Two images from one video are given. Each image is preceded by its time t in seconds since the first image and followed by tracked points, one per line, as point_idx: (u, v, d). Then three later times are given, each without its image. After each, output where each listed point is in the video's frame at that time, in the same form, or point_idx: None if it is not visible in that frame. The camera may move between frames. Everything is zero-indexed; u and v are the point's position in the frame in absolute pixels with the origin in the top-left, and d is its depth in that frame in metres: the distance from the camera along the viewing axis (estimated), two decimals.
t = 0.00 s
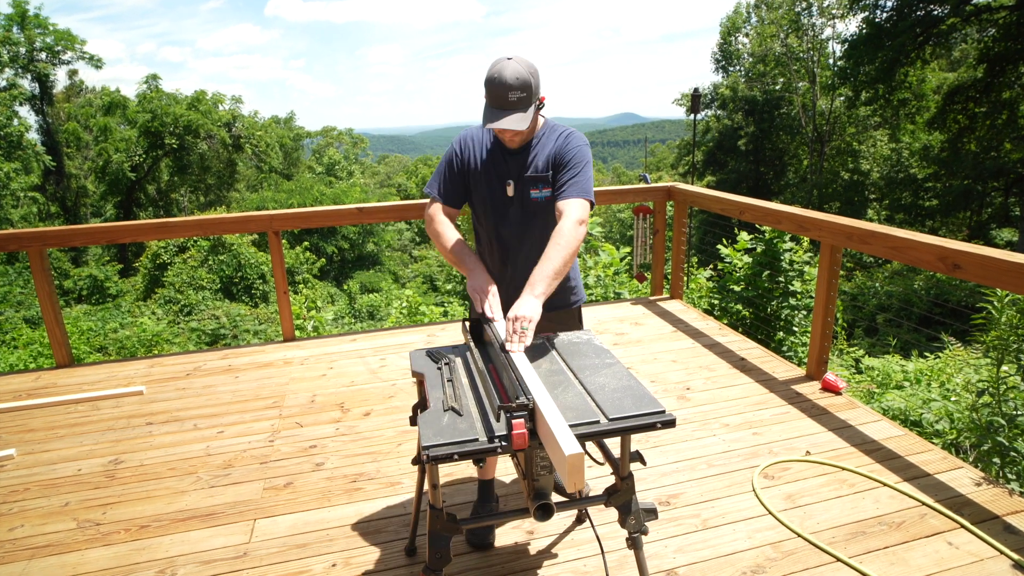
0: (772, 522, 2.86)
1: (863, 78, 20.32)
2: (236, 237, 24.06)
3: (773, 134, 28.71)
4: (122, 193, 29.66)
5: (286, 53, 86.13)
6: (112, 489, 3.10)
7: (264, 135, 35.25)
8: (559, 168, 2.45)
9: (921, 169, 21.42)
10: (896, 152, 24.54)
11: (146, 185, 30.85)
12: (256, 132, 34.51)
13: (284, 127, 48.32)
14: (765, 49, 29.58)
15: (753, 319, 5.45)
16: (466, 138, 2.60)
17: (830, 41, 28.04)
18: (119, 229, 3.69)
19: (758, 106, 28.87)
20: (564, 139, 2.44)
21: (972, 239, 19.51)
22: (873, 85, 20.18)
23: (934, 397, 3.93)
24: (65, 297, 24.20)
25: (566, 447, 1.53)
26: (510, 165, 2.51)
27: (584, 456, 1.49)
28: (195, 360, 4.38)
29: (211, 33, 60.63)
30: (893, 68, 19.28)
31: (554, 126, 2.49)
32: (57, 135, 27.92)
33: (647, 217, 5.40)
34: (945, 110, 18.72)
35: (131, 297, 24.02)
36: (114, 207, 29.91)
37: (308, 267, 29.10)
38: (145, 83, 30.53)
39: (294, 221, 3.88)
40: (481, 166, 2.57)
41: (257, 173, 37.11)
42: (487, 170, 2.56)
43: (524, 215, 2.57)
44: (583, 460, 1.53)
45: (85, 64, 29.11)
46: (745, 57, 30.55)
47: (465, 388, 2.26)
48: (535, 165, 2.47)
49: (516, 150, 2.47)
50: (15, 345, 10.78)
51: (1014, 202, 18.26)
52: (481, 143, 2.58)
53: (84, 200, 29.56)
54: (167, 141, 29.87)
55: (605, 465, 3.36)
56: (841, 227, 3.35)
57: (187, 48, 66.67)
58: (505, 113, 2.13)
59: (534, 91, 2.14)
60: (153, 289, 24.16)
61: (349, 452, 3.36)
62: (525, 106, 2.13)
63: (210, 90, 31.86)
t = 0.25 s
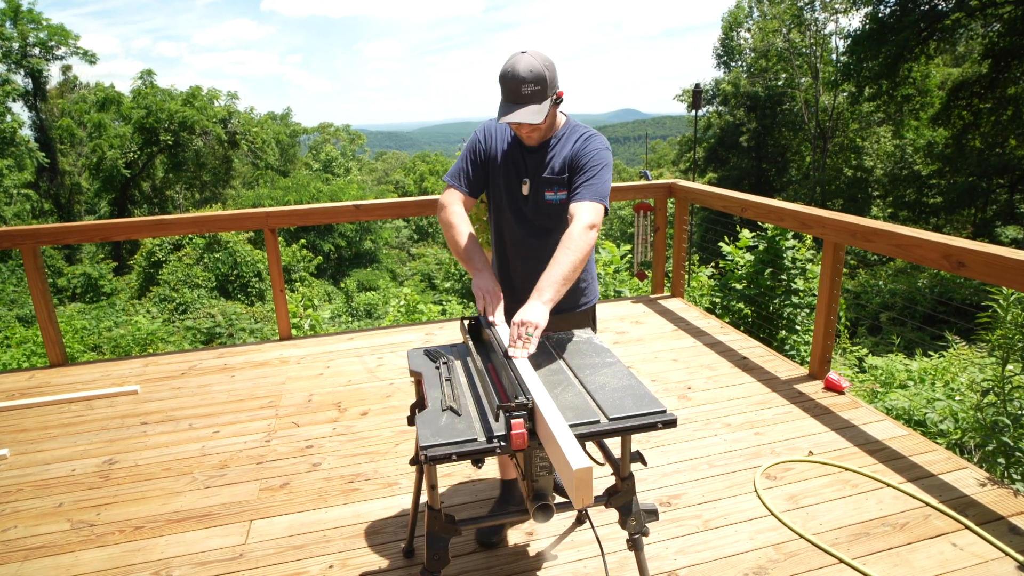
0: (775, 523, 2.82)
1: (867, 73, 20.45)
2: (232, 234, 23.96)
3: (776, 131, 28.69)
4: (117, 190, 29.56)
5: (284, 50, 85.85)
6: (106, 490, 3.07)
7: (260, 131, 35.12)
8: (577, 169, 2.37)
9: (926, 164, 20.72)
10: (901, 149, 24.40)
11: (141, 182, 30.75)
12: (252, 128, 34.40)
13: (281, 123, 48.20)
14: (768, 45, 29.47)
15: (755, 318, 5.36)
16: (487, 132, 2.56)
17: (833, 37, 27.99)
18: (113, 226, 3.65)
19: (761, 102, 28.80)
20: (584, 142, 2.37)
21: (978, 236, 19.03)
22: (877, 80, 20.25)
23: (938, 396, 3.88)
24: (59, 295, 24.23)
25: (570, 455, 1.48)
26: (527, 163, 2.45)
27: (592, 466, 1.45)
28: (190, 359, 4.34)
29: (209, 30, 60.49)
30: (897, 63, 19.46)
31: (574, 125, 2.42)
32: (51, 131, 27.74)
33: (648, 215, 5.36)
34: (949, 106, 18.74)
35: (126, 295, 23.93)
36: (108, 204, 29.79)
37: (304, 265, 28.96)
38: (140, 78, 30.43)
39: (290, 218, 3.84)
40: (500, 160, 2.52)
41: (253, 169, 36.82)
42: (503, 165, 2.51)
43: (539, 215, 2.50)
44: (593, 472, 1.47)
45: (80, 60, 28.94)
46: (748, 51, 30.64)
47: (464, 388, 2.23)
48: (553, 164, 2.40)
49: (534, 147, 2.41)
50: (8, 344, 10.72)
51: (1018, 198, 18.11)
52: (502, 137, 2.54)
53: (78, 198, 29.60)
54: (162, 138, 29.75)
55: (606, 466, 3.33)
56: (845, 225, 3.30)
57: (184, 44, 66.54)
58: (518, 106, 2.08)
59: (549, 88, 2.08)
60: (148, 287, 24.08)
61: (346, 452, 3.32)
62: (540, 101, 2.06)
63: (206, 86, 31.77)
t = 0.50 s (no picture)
0: (777, 524, 2.78)
1: (871, 69, 20.57)
2: (228, 232, 23.86)
3: (779, 127, 28.61)
4: (112, 186, 29.39)
5: (282, 46, 85.52)
6: (100, 490, 3.03)
7: (256, 127, 35.02)
8: (613, 175, 2.06)
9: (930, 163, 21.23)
10: (904, 145, 24.26)
11: (135, 178, 30.57)
12: (248, 124, 34.15)
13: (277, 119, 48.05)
14: (771, 40, 29.47)
15: (757, 317, 5.26)
16: (542, 138, 2.45)
17: (836, 32, 28.05)
18: (108, 223, 3.61)
19: (763, 98, 28.67)
20: (627, 149, 2.04)
21: (984, 234, 18.75)
22: (880, 75, 20.51)
23: (943, 395, 3.85)
24: (54, 292, 24.17)
25: (576, 464, 1.42)
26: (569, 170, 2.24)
27: (600, 479, 1.37)
28: (185, 358, 4.30)
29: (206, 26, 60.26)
30: (900, 59, 19.70)
31: (624, 126, 2.12)
32: (44, 127, 27.07)
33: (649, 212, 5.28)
34: (954, 101, 18.64)
35: (121, 293, 23.81)
36: (103, 201, 29.59)
37: (301, 263, 28.82)
38: (134, 73, 30.28)
39: (286, 214, 3.81)
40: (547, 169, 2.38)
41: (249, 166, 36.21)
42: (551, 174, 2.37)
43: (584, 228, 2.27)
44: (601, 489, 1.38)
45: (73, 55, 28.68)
46: (750, 46, 30.92)
47: (461, 386, 2.20)
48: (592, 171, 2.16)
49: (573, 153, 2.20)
50: None
51: None
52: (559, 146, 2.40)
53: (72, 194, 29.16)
54: (156, 134, 29.87)
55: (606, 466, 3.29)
56: (848, 222, 3.26)
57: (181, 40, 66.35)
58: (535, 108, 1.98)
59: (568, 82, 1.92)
60: (142, 285, 23.95)
61: (343, 452, 3.28)
62: (553, 95, 1.93)
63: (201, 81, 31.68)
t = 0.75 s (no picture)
0: (779, 525, 2.74)
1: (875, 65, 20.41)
2: (223, 230, 23.76)
3: (780, 123, 28.49)
4: (106, 183, 29.02)
5: (278, 42, 85.03)
6: (94, 491, 2.99)
7: (252, 123, 34.86)
8: (636, 197, 1.68)
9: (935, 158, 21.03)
10: (907, 141, 24.09)
11: (130, 175, 30.30)
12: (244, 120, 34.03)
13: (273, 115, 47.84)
14: (772, 35, 29.45)
15: (759, 315, 5.23)
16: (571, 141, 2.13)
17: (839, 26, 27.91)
18: (101, 220, 3.58)
19: (765, 94, 28.58)
20: (656, 162, 1.63)
21: (988, 231, 18.61)
22: (885, 71, 20.29)
23: (947, 395, 3.81)
24: (45, 292, 24.24)
25: (585, 481, 1.33)
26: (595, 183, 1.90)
27: (611, 497, 1.28)
28: (181, 357, 4.27)
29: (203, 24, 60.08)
30: (905, 53, 19.55)
31: (657, 132, 1.71)
32: (38, 123, 27.02)
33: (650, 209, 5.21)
34: (958, 97, 18.60)
35: (115, 292, 23.69)
36: (97, 198, 29.15)
37: (297, 261, 28.65)
38: (128, 69, 30.06)
39: (282, 211, 3.76)
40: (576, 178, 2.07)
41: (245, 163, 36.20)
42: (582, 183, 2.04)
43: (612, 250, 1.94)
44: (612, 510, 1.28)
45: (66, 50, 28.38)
46: (751, 41, 31.05)
47: (460, 384, 2.17)
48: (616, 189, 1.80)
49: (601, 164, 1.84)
50: None
51: None
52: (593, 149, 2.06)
53: (65, 191, 28.49)
54: (151, 130, 29.56)
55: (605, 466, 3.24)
56: (850, 219, 3.23)
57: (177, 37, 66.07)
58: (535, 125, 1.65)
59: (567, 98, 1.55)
60: (137, 283, 23.82)
61: (340, 452, 3.25)
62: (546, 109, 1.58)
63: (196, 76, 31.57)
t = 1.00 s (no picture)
0: (782, 526, 2.71)
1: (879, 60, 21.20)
2: (219, 227, 23.66)
3: (783, 119, 28.44)
4: (99, 180, 28.51)
5: (274, 38, 84.64)
6: (87, 492, 2.95)
7: (248, 120, 34.72)
8: (653, 202, 1.65)
9: (939, 155, 20.81)
10: (911, 137, 23.97)
11: (124, 173, 30.00)
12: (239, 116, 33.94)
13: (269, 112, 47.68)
14: (775, 30, 29.37)
15: (762, 314, 5.20)
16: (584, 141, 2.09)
17: (843, 22, 27.44)
18: (95, 217, 3.53)
19: (767, 89, 28.69)
20: (675, 163, 1.59)
21: (994, 229, 18.44)
22: (888, 66, 21.09)
23: (952, 394, 3.77)
24: (40, 290, 24.04)
25: (603, 515, 1.24)
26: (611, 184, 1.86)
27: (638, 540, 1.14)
28: (175, 356, 4.22)
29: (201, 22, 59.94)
30: (910, 48, 20.16)
31: (678, 131, 1.67)
32: (32, 119, 26.17)
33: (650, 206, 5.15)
34: (963, 93, 18.66)
35: (109, 290, 23.53)
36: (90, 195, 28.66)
37: (293, 259, 28.49)
38: (122, 65, 29.88)
39: (279, 209, 3.73)
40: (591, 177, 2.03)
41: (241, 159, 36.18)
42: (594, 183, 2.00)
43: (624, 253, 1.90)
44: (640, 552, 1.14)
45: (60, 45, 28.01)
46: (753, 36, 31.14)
47: (460, 385, 2.13)
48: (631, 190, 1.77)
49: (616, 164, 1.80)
50: None
51: None
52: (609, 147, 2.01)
53: (59, 188, 27.78)
54: (146, 126, 29.42)
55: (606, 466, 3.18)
56: (853, 217, 3.19)
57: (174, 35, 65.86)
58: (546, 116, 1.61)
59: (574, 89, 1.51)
60: (131, 282, 23.67)
61: (337, 452, 3.21)
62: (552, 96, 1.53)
63: (191, 73, 31.43)
